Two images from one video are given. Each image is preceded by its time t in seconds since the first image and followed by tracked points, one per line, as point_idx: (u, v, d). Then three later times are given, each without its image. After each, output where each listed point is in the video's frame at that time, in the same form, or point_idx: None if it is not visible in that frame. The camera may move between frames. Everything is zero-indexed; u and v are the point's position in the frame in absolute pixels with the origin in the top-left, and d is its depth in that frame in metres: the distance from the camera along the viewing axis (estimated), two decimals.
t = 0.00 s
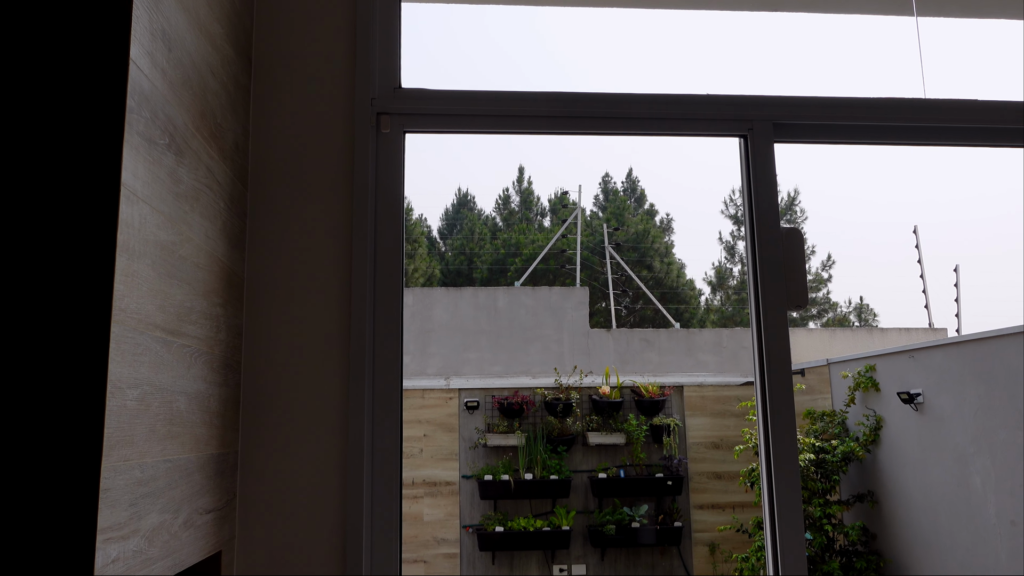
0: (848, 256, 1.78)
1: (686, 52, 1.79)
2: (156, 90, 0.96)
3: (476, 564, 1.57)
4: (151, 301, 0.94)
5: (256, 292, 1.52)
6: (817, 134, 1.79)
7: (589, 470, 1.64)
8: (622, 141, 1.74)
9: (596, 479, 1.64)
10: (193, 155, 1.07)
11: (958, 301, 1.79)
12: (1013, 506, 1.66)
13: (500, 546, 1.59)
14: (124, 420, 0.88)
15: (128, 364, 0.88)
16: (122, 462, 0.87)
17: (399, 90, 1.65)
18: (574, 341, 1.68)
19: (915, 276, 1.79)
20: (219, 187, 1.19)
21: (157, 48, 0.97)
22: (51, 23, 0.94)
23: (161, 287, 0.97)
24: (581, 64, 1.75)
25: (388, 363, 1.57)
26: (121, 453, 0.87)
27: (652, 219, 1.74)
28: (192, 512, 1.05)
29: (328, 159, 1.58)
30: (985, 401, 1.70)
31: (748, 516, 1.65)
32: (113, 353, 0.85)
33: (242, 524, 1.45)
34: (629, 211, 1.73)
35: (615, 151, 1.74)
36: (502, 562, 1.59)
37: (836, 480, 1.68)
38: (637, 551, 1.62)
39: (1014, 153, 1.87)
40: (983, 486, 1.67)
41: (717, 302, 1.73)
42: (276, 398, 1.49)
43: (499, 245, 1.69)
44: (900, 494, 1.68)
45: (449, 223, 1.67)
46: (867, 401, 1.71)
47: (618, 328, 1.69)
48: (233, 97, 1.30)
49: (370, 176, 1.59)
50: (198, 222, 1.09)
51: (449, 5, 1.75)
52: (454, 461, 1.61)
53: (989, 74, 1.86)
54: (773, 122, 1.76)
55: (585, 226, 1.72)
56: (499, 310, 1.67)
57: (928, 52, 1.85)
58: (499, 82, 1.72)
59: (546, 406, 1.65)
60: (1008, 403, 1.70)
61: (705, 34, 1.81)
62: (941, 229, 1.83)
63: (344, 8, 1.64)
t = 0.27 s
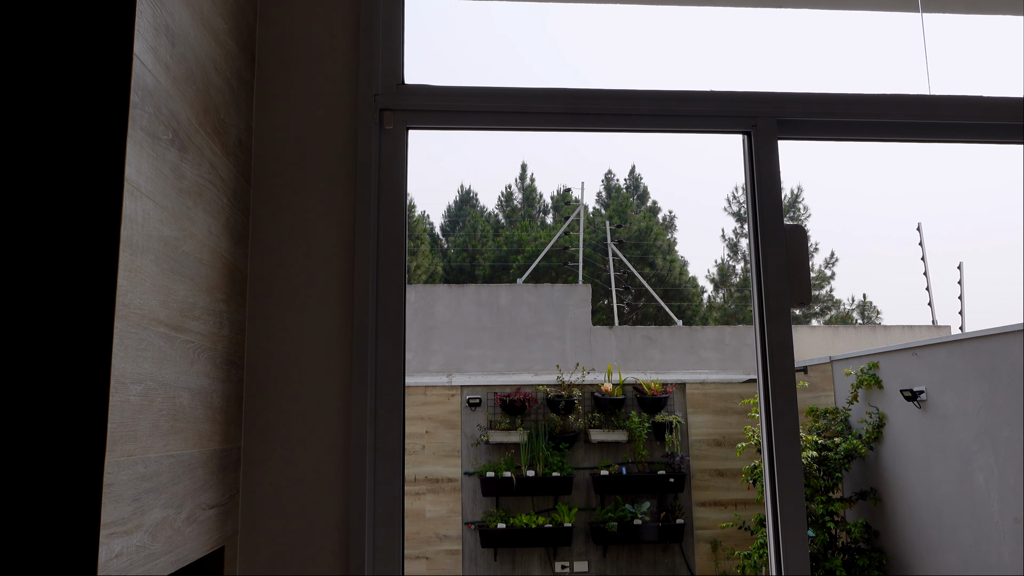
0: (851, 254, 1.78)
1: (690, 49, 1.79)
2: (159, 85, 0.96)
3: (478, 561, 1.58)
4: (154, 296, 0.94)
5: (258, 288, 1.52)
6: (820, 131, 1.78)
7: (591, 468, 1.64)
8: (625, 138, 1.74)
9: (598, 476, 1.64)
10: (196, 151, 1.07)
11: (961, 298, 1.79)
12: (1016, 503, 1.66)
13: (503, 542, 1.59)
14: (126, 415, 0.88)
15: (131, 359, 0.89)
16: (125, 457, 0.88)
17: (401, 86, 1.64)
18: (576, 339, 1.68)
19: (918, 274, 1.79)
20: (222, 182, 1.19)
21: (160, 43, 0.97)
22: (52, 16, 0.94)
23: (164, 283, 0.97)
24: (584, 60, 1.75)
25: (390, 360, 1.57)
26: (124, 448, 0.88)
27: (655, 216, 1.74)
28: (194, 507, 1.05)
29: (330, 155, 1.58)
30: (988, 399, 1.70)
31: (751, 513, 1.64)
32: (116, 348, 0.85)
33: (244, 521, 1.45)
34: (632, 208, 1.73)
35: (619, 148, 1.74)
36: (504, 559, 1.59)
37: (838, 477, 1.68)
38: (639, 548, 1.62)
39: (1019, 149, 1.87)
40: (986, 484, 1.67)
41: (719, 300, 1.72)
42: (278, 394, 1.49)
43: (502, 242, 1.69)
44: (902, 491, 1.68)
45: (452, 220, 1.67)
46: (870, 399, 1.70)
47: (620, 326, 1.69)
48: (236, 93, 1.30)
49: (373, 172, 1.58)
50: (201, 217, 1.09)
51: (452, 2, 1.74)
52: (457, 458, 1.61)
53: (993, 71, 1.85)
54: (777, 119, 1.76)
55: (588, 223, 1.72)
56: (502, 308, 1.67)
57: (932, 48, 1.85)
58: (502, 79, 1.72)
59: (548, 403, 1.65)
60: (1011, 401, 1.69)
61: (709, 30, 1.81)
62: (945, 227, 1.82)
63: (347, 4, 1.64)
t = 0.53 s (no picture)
0: (846, 257, 1.78)
1: (687, 51, 1.79)
2: (152, 83, 0.96)
3: (471, 562, 1.57)
4: (145, 294, 0.94)
5: (251, 287, 1.51)
6: (815, 134, 1.79)
7: (585, 469, 1.64)
8: (621, 140, 1.74)
9: (592, 478, 1.64)
10: (189, 149, 1.07)
11: (954, 302, 1.79)
12: (1008, 506, 1.66)
13: (496, 544, 1.59)
14: (117, 414, 0.87)
15: (122, 357, 0.88)
16: (115, 456, 0.87)
17: (396, 85, 1.64)
18: (570, 340, 1.68)
19: (912, 278, 1.79)
20: (215, 181, 1.19)
21: (154, 40, 0.97)
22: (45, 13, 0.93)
23: (155, 281, 0.96)
24: (579, 61, 1.75)
25: (384, 361, 1.57)
26: (113, 446, 0.87)
27: (650, 218, 1.74)
28: (185, 507, 1.05)
29: (324, 155, 1.57)
30: (981, 401, 1.70)
31: (744, 516, 1.64)
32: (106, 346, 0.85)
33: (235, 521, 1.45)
34: (627, 211, 1.73)
35: (615, 151, 1.74)
36: (497, 561, 1.58)
37: (831, 480, 1.68)
38: (632, 550, 1.62)
39: (1012, 153, 1.87)
40: (978, 487, 1.68)
41: (714, 302, 1.72)
42: (271, 394, 1.49)
43: (497, 244, 1.68)
44: (895, 494, 1.68)
45: (447, 222, 1.66)
46: (863, 402, 1.71)
47: (614, 328, 1.69)
48: (230, 91, 1.30)
49: (367, 172, 1.58)
50: (193, 216, 1.08)
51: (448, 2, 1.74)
52: (450, 459, 1.60)
53: (987, 75, 1.86)
54: (774, 121, 1.76)
55: (583, 225, 1.72)
56: (496, 309, 1.67)
57: (926, 52, 1.86)
58: (498, 79, 1.71)
59: (542, 404, 1.65)
60: (1004, 404, 1.70)
61: (704, 32, 1.81)
62: (938, 231, 1.83)
63: (342, 3, 1.63)
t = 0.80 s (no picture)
0: (836, 253, 1.79)
1: (678, 46, 1.79)
2: (138, 73, 0.95)
3: (462, 557, 1.57)
4: (131, 286, 0.93)
5: (240, 280, 1.50)
6: (807, 130, 1.79)
7: (575, 464, 1.64)
8: (612, 134, 1.74)
9: (582, 472, 1.64)
10: (177, 141, 1.06)
11: (943, 299, 1.80)
12: (994, 501, 1.68)
13: (486, 539, 1.59)
14: (102, 407, 0.87)
15: (108, 349, 0.88)
16: (100, 448, 0.87)
17: (387, 78, 1.63)
18: (561, 336, 1.68)
19: (902, 274, 1.80)
20: (203, 173, 1.18)
21: (140, 30, 0.96)
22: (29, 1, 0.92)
23: (142, 273, 0.96)
24: (571, 56, 1.75)
25: (374, 355, 1.57)
26: (100, 438, 0.87)
27: (642, 214, 1.74)
28: (172, 500, 1.04)
29: (314, 147, 1.57)
30: (969, 397, 1.71)
31: (733, 510, 1.65)
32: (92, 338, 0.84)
33: (223, 516, 1.43)
34: (618, 206, 1.73)
35: (606, 146, 1.74)
36: (487, 555, 1.59)
37: (820, 475, 1.69)
38: (623, 545, 1.62)
39: (1001, 149, 1.88)
40: (965, 482, 1.69)
41: (705, 298, 1.73)
42: (260, 388, 1.48)
43: (488, 239, 1.68)
44: (883, 489, 1.69)
45: (439, 217, 1.66)
46: (853, 397, 1.71)
47: (606, 323, 1.69)
48: (218, 82, 1.29)
49: (357, 165, 1.58)
50: (181, 208, 1.08)
51: None
52: (441, 454, 1.60)
53: (977, 71, 1.87)
54: (771, 116, 1.77)
55: (574, 221, 1.72)
56: (487, 304, 1.66)
57: (917, 48, 1.86)
58: (490, 72, 1.71)
59: (533, 399, 1.65)
60: (990, 399, 1.71)
61: (696, 27, 1.81)
62: (928, 228, 1.84)
63: None
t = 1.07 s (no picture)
0: (829, 243, 1.79)
1: (674, 32, 1.78)
2: (129, 54, 0.94)
3: (455, 543, 1.58)
4: (122, 269, 0.93)
5: (234, 267, 1.51)
6: (806, 118, 1.79)
7: (568, 452, 1.65)
8: (608, 123, 1.74)
9: (576, 460, 1.65)
10: (168, 124, 1.05)
11: (936, 289, 1.81)
12: (983, 489, 1.70)
13: (480, 525, 1.59)
14: (93, 389, 0.86)
15: (99, 331, 0.87)
16: (91, 431, 0.86)
17: (381, 62, 1.62)
18: (555, 324, 1.68)
19: (896, 264, 1.81)
20: (196, 156, 1.17)
21: (131, 10, 0.95)
22: None
23: (133, 255, 0.95)
24: (567, 41, 1.74)
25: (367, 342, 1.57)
26: (91, 421, 0.86)
27: (637, 203, 1.74)
28: (164, 484, 1.04)
29: (307, 132, 1.57)
30: (961, 385, 1.72)
31: (726, 498, 1.66)
32: (82, 320, 0.84)
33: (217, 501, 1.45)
34: (614, 195, 1.73)
35: (603, 134, 1.73)
36: (481, 542, 1.59)
37: (812, 463, 1.70)
38: (615, 531, 1.63)
39: (996, 137, 1.88)
40: (956, 471, 1.70)
41: (699, 287, 1.73)
42: (254, 373, 1.48)
43: (483, 227, 1.68)
44: (874, 477, 1.70)
45: (434, 205, 1.65)
46: (845, 385, 1.72)
47: (600, 312, 1.69)
48: (211, 65, 1.28)
49: (351, 150, 1.58)
50: (173, 191, 1.07)
51: None
52: (435, 441, 1.60)
53: (973, 59, 1.86)
54: (776, 103, 1.76)
55: (569, 210, 1.71)
56: (482, 292, 1.66)
57: (913, 36, 1.86)
58: (485, 57, 1.70)
59: (527, 387, 1.65)
60: (982, 388, 1.72)
61: (692, 13, 1.80)
62: (922, 217, 1.84)
63: None
